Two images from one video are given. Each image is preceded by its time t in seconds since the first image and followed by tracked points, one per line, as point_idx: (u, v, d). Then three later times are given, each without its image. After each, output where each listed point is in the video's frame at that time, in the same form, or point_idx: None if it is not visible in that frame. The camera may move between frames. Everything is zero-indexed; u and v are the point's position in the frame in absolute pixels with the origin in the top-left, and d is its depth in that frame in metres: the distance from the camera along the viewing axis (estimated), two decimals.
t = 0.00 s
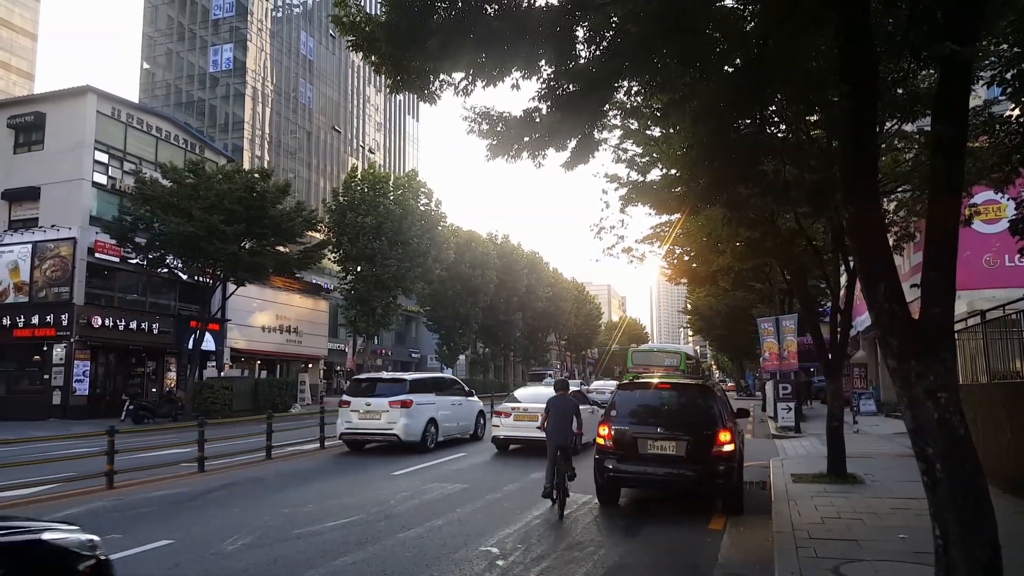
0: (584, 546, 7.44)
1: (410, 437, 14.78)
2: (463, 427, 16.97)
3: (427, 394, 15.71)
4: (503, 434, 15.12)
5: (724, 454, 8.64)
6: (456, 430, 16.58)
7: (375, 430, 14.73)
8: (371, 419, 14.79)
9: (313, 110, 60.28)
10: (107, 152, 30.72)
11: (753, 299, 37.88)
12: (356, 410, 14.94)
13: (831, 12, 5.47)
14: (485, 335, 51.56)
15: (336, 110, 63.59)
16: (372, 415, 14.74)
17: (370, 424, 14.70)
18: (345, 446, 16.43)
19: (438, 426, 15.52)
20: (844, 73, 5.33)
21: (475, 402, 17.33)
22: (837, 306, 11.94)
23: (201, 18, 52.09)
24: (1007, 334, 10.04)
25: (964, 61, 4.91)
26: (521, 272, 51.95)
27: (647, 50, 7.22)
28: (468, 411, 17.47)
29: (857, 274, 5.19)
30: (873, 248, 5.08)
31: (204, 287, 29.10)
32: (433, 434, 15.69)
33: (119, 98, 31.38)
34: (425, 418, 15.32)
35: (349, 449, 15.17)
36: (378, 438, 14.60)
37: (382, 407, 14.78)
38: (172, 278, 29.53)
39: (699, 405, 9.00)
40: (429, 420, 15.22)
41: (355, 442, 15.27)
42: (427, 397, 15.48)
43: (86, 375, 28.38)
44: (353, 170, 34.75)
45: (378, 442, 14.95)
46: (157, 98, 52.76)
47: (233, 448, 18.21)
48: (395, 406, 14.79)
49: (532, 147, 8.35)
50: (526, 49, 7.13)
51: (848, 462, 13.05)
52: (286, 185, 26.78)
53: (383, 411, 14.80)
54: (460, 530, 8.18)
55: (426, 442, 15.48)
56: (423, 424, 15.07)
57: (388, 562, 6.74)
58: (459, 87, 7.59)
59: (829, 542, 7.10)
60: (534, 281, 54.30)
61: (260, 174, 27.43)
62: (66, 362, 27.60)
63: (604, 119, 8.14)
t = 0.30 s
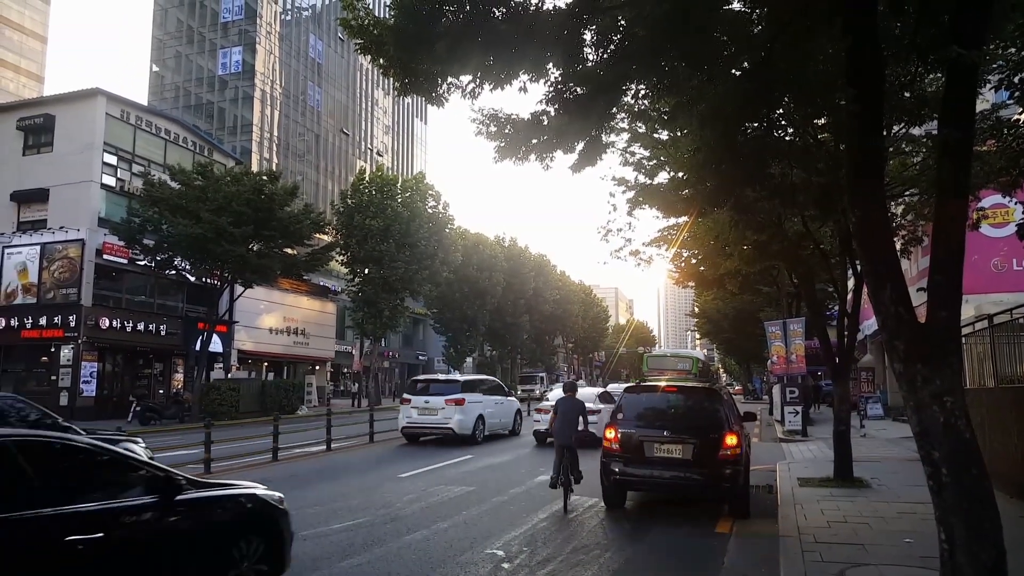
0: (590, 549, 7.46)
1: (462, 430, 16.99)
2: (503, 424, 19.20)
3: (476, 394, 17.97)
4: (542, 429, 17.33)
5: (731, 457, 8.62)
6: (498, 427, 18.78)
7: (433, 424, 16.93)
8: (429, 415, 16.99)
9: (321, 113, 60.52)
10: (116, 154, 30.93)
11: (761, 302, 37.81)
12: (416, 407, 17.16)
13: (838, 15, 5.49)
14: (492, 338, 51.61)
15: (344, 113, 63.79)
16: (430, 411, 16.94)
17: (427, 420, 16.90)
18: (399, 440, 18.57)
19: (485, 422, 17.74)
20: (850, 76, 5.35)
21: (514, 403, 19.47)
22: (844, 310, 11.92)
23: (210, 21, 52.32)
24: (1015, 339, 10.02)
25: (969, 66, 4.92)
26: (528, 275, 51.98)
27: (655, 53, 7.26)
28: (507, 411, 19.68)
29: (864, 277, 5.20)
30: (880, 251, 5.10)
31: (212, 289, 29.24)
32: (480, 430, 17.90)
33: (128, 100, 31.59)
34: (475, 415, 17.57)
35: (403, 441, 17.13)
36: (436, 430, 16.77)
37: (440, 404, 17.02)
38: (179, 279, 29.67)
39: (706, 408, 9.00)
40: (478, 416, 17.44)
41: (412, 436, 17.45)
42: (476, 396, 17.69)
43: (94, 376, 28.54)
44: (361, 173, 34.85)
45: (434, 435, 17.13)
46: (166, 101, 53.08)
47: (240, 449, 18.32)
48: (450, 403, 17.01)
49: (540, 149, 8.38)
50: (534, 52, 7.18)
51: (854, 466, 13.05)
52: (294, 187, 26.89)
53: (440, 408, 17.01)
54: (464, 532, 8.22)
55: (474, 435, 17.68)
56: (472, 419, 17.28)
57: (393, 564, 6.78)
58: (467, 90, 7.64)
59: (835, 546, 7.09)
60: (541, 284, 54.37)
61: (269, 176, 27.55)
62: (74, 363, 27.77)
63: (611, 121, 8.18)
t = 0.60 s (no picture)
0: (590, 551, 7.48)
1: (500, 425, 18.87)
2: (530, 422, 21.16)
3: (509, 394, 19.93)
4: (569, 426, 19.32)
5: (732, 460, 8.65)
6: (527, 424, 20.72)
7: (473, 420, 18.85)
8: (469, 411, 18.93)
9: (323, 114, 60.61)
10: (117, 155, 30.99)
11: (762, 305, 37.83)
12: (456, 404, 19.06)
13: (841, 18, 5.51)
14: (493, 339, 51.61)
15: (346, 114, 63.87)
16: (471, 408, 18.88)
17: (468, 416, 18.81)
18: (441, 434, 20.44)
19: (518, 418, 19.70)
20: (852, 80, 5.35)
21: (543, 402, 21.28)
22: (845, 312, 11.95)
23: (212, 21, 52.38)
24: (1015, 342, 10.05)
25: (970, 69, 4.94)
26: (529, 277, 52.00)
27: (657, 56, 7.29)
28: (532, 409, 21.63)
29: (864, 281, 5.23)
30: (881, 255, 5.12)
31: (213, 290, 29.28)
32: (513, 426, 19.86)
33: (130, 101, 31.64)
34: (509, 413, 19.54)
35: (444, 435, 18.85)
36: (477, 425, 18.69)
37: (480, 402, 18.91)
38: (180, 280, 29.71)
39: (707, 411, 9.02)
40: (513, 414, 19.38)
41: (451, 430, 19.36)
42: (510, 395, 19.66)
43: (94, 377, 28.57)
44: (362, 174, 34.87)
45: (472, 430, 19.05)
46: (168, 101, 53.17)
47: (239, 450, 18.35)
48: (488, 402, 18.94)
49: (542, 151, 8.42)
50: (536, 54, 7.22)
51: (854, 469, 13.09)
52: (296, 188, 26.93)
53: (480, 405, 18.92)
54: (465, 533, 8.24)
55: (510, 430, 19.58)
56: (508, 416, 19.16)
57: (394, 565, 6.81)
58: (469, 91, 7.67)
59: (835, 549, 7.12)
60: (542, 285, 54.40)
61: (270, 177, 27.60)
62: (74, 363, 27.81)
63: (613, 124, 8.21)
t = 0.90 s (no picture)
0: (588, 552, 7.50)
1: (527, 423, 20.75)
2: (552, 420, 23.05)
3: (535, 394, 21.82)
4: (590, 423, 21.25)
5: (731, 461, 8.66)
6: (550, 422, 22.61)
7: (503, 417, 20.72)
8: (499, 409, 20.79)
9: (322, 114, 60.62)
10: (116, 155, 30.99)
11: (761, 306, 37.86)
12: (488, 403, 20.88)
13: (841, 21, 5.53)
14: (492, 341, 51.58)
15: (345, 115, 63.87)
16: (501, 406, 20.72)
17: (499, 413, 20.64)
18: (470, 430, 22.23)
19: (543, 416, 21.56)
20: (852, 82, 5.36)
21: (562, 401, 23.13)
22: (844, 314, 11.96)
23: (212, 22, 52.43)
24: (1013, 344, 10.07)
25: (969, 73, 4.95)
26: (529, 279, 52.02)
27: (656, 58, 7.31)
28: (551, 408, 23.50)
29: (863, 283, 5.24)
30: (880, 257, 5.14)
31: (212, 291, 29.29)
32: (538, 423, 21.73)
33: (130, 101, 31.64)
34: (535, 411, 21.42)
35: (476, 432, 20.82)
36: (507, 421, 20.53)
37: (509, 401, 20.78)
38: (179, 281, 29.70)
39: (706, 412, 9.03)
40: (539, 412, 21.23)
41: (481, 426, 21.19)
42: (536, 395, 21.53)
43: (92, 378, 28.55)
44: (362, 175, 34.87)
45: (502, 426, 20.89)
46: (167, 101, 53.15)
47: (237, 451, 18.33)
48: (517, 401, 20.80)
49: (541, 153, 8.43)
50: (536, 56, 7.23)
51: (851, 471, 13.13)
52: (295, 189, 26.95)
53: (509, 405, 20.78)
54: (464, 535, 8.25)
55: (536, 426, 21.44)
56: (534, 414, 20.99)
57: (394, 566, 6.81)
58: (468, 93, 7.68)
59: (834, 551, 7.13)
60: (541, 287, 54.42)
61: (269, 177, 27.61)
62: (72, 364, 27.79)
63: (612, 126, 8.23)
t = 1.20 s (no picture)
0: (586, 553, 7.50)
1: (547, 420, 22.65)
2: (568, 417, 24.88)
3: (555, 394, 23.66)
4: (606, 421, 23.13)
5: (728, 463, 8.67)
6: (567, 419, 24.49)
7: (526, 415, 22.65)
8: (522, 408, 22.70)
9: (322, 113, 60.58)
10: (115, 152, 30.97)
11: (759, 308, 37.87)
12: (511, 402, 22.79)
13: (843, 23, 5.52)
14: (490, 341, 51.57)
15: (345, 114, 63.87)
16: (523, 405, 22.62)
17: (521, 412, 22.58)
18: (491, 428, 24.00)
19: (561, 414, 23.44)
20: (853, 84, 5.36)
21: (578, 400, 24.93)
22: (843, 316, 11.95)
23: (212, 20, 52.47)
24: (1011, 347, 10.07)
25: (970, 76, 4.95)
26: (527, 279, 52.02)
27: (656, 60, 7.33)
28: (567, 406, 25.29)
29: (863, 285, 5.25)
30: (879, 259, 5.15)
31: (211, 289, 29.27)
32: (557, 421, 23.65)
33: (129, 99, 31.61)
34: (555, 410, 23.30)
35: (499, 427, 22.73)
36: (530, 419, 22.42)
37: (532, 400, 22.75)
38: (177, 279, 29.66)
39: (704, 413, 9.04)
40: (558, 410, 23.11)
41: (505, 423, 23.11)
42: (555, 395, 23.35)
43: (90, 375, 28.50)
44: (361, 175, 34.85)
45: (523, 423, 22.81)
46: (167, 99, 53.09)
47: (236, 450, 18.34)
48: (538, 400, 22.68)
49: (540, 153, 8.43)
50: (536, 57, 7.23)
51: (849, 472, 13.15)
52: (294, 188, 26.96)
53: (531, 403, 22.74)
54: (461, 534, 8.25)
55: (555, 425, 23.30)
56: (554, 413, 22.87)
57: (392, 565, 6.81)
58: (468, 93, 7.68)
59: (831, 552, 7.14)
60: (540, 287, 54.41)
61: (268, 176, 27.61)
62: (70, 362, 27.74)
63: (611, 128, 8.24)
